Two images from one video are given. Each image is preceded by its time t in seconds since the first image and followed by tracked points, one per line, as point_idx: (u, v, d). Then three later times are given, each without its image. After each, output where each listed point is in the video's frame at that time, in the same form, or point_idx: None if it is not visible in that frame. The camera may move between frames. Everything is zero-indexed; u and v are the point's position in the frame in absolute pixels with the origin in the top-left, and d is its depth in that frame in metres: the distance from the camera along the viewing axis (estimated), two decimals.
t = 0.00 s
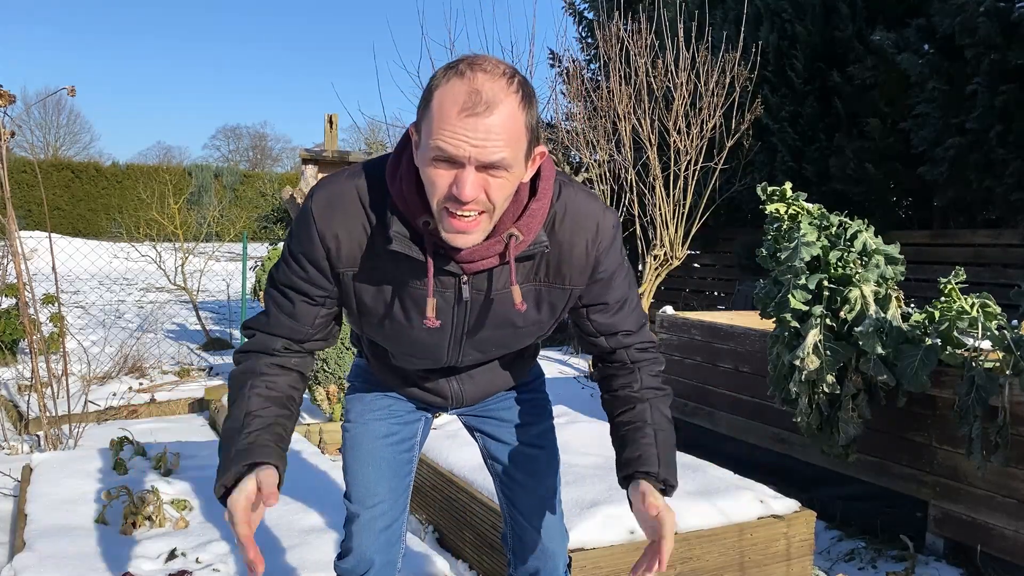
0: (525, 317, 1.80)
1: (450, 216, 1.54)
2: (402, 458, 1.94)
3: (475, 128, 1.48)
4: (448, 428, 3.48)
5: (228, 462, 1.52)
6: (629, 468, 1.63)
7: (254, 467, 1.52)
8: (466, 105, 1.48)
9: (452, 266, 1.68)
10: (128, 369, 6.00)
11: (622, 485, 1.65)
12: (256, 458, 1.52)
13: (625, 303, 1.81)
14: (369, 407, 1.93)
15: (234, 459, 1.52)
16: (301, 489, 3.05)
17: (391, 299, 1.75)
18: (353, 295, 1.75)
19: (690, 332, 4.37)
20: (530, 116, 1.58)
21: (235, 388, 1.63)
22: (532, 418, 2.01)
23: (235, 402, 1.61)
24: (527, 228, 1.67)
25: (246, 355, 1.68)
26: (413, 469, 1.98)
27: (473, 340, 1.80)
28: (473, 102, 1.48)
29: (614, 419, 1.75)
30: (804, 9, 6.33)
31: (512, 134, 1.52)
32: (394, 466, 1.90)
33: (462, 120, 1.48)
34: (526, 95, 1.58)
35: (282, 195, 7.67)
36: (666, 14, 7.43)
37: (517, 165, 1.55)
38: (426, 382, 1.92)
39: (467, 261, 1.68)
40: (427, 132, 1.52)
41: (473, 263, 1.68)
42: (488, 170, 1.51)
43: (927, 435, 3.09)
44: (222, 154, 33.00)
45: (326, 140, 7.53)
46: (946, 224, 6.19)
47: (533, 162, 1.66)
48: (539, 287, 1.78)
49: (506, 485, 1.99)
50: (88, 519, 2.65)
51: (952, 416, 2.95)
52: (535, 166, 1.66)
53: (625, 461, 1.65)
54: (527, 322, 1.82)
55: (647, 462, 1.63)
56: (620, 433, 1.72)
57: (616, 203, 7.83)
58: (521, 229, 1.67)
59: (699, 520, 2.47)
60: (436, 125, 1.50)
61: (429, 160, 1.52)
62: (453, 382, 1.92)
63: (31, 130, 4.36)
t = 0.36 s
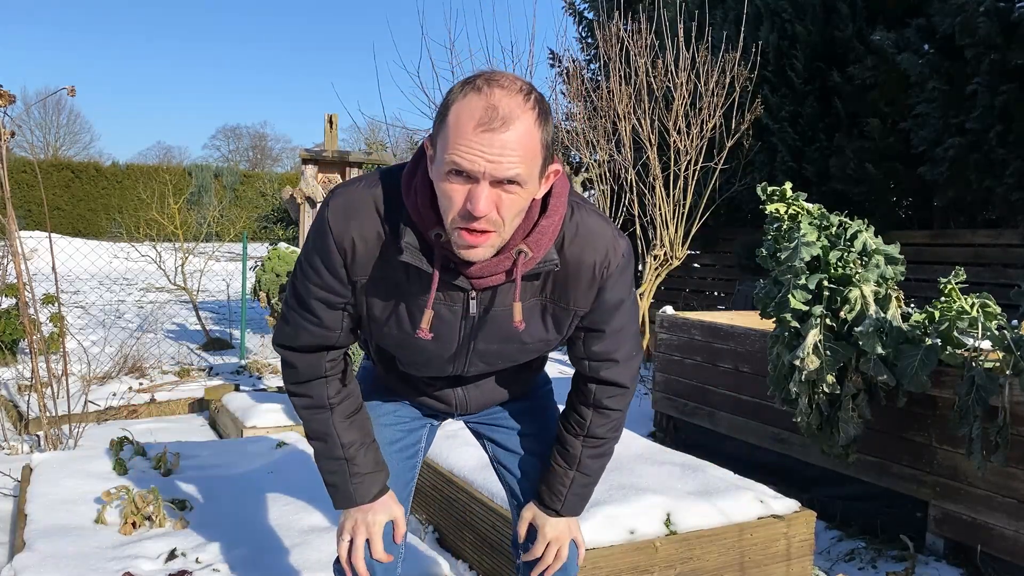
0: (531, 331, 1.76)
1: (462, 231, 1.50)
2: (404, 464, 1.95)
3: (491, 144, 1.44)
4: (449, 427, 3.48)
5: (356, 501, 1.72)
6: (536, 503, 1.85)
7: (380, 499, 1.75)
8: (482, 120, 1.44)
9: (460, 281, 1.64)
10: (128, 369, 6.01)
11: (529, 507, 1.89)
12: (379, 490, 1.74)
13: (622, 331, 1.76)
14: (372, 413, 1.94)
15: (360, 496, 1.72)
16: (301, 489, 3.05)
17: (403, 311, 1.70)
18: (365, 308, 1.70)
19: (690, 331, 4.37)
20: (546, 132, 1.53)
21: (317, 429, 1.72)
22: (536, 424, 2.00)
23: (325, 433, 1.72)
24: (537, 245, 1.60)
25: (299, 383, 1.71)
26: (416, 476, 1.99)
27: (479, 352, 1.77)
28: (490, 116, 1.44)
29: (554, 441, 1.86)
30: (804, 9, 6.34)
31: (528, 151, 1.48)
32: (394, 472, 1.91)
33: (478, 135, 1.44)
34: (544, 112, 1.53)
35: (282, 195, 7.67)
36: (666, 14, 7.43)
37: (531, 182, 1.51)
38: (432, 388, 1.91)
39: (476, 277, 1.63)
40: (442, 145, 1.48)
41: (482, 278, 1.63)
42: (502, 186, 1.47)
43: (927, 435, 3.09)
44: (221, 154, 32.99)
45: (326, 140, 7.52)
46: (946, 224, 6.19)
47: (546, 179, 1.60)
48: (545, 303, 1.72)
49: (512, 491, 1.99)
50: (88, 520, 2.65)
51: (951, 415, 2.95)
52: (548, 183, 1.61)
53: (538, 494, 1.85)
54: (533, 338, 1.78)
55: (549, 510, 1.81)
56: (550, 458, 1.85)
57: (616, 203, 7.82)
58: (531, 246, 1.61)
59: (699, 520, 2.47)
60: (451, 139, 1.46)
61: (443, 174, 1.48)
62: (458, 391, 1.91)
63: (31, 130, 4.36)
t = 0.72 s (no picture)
0: (536, 345, 1.77)
1: (472, 244, 1.50)
2: (399, 464, 1.94)
3: (504, 158, 1.44)
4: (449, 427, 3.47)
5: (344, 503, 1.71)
6: (549, 528, 1.81)
7: (366, 503, 1.73)
8: (496, 135, 1.44)
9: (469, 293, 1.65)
10: (128, 369, 6.01)
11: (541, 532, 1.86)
12: (365, 495, 1.71)
13: (630, 349, 1.75)
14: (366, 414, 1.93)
15: (345, 501, 1.70)
16: (301, 490, 3.05)
17: (408, 322, 1.71)
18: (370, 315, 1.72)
19: (690, 331, 4.37)
20: (560, 149, 1.54)
21: (306, 428, 1.72)
22: (537, 427, 2.01)
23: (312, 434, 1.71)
24: (545, 261, 1.60)
25: (293, 381, 1.71)
26: (411, 477, 1.97)
27: (483, 363, 1.77)
28: (505, 131, 1.44)
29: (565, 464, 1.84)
30: (804, 9, 6.34)
31: (540, 166, 1.48)
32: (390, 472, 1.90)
33: (491, 149, 1.44)
34: (557, 128, 1.53)
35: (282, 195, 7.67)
36: (666, 14, 7.43)
37: (542, 197, 1.51)
38: (433, 393, 1.91)
39: (483, 290, 1.64)
40: (455, 158, 1.48)
41: (490, 292, 1.64)
42: (513, 201, 1.47)
43: (927, 435, 3.09)
44: (221, 154, 32.98)
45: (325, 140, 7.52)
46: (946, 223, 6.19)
47: (558, 196, 1.60)
48: (551, 317, 1.73)
49: (513, 494, 1.99)
50: (88, 520, 2.65)
51: (951, 416, 2.95)
52: (559, 201, 1.61)
53: (550, 517, 1.82)
54: (537, 352, 1.78)
55: (563, 534, 1.79)
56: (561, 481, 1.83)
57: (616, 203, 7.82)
58: (539, 261, 1.60)
59: (700, 520, 2.47)
60: (464, 152, 1.46)
61: (455, 187, 1.48)
62: (459, 398, 1.91)
63: (31, 130, 4.36)
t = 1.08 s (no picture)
0: (538, 340, 1.76)
1: (486, 237, 1.50)
2: (398, 463, 1.92)
3: (522, 154, 1.44)
4: (449, 427, 3.47)
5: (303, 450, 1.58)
6: (544, 531, 1.82)
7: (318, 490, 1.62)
8: (517, 130, 1.44)
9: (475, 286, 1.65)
10: (128, 369, 6.01)
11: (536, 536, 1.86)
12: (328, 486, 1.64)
13: (629, 349, 1.76)
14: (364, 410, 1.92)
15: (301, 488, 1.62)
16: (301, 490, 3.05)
17: (413, 313, 1.71)
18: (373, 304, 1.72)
19: (690, 331, 4.37)
20: (577, 147, 1.54)
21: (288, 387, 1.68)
22: (532, 427, 2.01)
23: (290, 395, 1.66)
24: (552, 254, 1.60)
25: (284, 356, 1.71)
26: (410, 476, 1.95)
27: (485, 359, 1.77)
28: (527, 125, 1.45)
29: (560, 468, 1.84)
30: (804, 9, 6.35)
31: (558, 164, 1.48)
32: (389, 471, 1.89)
33: (511, 143, 1.44)
34: (576, 125, 1.54)
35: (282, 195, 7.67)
36: (666, 14, 7.42)
37: (556, 194, 1.50)
38: (429, 393, 1.90)
39: (490, 281, 1.64)
40: (473, 150, 1.48)
41: (496, 284, 1.64)
42: (528, 196, 1.47)
43: (927, 435, 3.09)
44: (221, 154, 32.97)
45: (325, 140, 7.52)
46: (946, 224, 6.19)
47: (570, 192, 1.59)
48: (554, 311, 1.73)
49: (508, 495, 1.98)
50: (88, 520, 2.65)
51: (951, 415, 2.95)
52: (571, 197, 1.60)
53: (545, 521, 1.82)
54: (539, 348, 1.78)
55: (557, 537, 1.78)
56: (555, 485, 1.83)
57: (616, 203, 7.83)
58: (546, 254, 1.61)
59: (700, 520, 2.47)
60: (483, 144, 1.46)
61: (471, 178, 1.48)
62: (454, 397, 1.91)
63: (31, 130, 4.36)
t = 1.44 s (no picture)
0: (539, 339, 1.76)
1: (487, 230, 1.50)
2: (395, 465, 1.95)
3: (521, 145, 1.44)
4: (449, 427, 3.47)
5: (349, 491, 1.69)
6: (548, 531, 1.82)
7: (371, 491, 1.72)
8: (516, 122, 1.44)
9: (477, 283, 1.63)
10: (128, 369, 6.01)
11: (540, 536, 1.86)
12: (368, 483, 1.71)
13: (630, 348, 1.75)
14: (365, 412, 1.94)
15: (349, 489, 1.69)
16: (300, 490, 3.05)
17: (417, 310, 1.70)
18: (377, 300, 1.68)
19: (690, 331, 4.36)
20: (577, 139, 1.54)
21: (309, 413, 1.70)
22: (530, 428, 2.01)
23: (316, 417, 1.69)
24: (556, 251, 1.60)
25: (297, 365, 1.69)
26: (406, 478, 1.98)
27: (486, 357, 1.77)
28: (527, 116, 1.44)
29: (561, 469, 1.84)
30: (804, 9, 6.35)
31: (558, 156, 1.48)
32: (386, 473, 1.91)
33: (510, 135, 1.44)
34: (576, 118, 1.53)
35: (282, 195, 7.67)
36: (666, 14, 7.42)
37: (557, 187, 1.50)
38: (426, 393, 1.90)
39: (493, 279, 1.63)
40: (473, 143, 1.48)
41: (499, 281, 1.63)
42: (528, 188, 1.47)
43: (927, 435, 3.09)
44: (221, 154, 32.97)
45: (325, 140, 7.51)
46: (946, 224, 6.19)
47: (571, 187, 1.59)
48: (555, 309, 1.73)
49: (509, 495, 1.99)
50: (88, 520, 2.65)
51: (951, 416, 2.95)
52: (572, 192, 1.60)
53: (548, 520, 1.83)
54: (541, 346, 1.78)
55: (562, 538, 1.79)
56: (558, 485, 1.84)
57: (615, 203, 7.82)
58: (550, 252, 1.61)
59: (700, 520, 2.47)
60: (482, 138, 1.46)
61: (471, 171, 1.48)
62: (453, 397, 1.91)
63: (31, 130, 4.36)
